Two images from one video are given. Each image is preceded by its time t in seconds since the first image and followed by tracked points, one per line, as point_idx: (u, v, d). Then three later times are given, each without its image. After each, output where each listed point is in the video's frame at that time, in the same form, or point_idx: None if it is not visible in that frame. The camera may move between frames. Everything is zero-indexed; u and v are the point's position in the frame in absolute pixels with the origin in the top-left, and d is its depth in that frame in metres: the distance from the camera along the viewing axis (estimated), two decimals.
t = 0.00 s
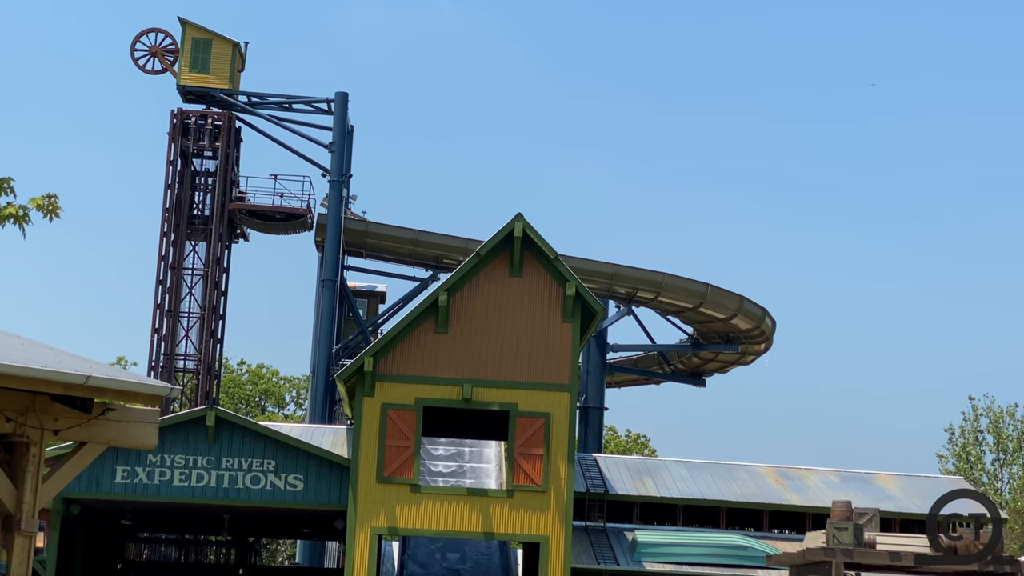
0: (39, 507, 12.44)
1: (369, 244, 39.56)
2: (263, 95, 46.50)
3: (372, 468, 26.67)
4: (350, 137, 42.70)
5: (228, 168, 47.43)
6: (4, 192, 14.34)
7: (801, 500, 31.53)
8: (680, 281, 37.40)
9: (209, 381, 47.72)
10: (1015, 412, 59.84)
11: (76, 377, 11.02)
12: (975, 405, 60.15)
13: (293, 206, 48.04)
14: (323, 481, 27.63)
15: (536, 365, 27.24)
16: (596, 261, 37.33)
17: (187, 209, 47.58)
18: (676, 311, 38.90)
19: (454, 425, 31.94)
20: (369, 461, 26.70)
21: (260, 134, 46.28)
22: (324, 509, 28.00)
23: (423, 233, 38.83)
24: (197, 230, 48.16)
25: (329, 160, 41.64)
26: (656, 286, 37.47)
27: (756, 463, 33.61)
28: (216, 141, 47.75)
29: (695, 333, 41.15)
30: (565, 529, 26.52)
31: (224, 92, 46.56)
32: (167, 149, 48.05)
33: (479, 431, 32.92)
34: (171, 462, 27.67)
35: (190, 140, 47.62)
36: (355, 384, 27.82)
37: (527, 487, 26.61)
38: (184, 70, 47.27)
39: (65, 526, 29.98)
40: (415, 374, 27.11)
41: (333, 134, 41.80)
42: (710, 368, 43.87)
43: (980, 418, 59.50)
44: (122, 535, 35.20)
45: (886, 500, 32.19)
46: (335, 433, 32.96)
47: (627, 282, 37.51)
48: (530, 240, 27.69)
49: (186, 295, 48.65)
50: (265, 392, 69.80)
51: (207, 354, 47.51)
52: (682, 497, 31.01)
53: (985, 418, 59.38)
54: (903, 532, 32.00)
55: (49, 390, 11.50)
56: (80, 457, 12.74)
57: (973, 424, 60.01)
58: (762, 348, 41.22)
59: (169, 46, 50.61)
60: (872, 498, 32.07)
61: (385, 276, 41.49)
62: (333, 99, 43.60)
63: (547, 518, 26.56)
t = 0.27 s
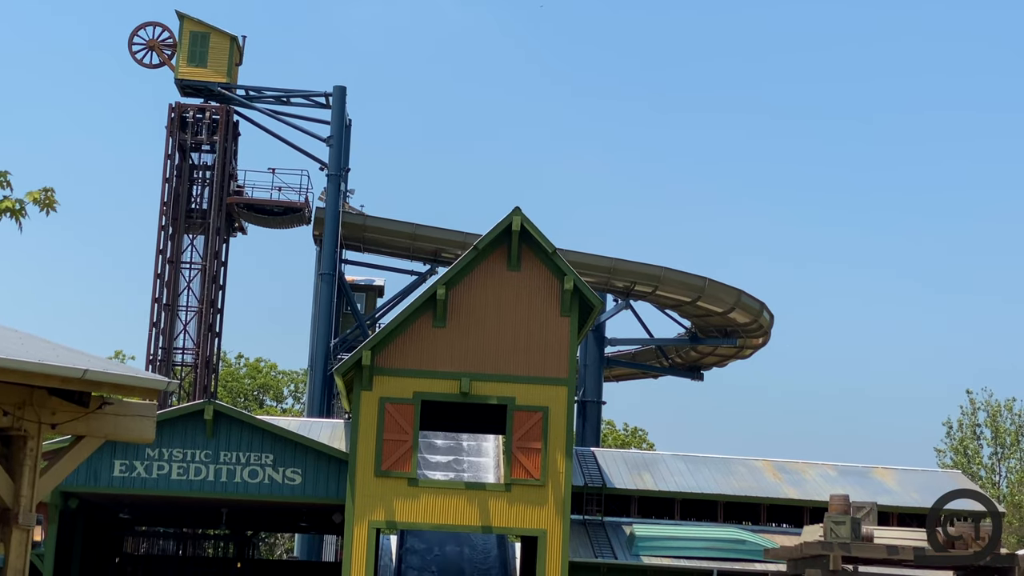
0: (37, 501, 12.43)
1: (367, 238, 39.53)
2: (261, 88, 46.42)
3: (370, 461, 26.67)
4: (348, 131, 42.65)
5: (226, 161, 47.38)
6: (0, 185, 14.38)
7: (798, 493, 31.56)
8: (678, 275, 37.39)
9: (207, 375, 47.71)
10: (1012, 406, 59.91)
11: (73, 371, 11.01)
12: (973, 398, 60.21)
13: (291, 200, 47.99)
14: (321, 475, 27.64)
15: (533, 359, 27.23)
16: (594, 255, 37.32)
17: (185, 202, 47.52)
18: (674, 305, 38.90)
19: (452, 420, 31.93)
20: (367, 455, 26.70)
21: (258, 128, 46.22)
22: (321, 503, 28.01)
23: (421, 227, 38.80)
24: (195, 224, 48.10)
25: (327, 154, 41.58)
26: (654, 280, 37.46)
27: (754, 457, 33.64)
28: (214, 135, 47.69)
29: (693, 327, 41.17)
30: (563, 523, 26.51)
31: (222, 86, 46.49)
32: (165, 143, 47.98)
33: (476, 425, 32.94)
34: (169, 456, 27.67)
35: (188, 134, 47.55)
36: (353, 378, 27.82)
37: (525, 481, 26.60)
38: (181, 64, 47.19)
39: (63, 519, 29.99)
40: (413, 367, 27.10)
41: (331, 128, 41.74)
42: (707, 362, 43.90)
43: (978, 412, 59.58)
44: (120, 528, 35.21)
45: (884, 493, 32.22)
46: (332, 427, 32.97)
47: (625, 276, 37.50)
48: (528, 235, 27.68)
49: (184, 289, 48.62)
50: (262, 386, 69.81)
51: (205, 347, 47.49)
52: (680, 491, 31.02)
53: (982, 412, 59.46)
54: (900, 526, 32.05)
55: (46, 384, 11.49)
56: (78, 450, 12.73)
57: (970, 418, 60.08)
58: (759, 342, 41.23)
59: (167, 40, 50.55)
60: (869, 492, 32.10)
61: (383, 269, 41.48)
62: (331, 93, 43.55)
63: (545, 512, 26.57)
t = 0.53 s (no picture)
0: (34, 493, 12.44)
1: (365, 230, 39.51)
2: (258, 80, 46.35)
3: (368, 453, 26.70)
4: (346, 123, 42.59)
5: (223, 153, 47.32)
6: None
7: (796, 485, 31.58)
8: (676, 267, 37.39)
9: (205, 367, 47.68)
10: (1009, 398, 59.98)
11: (71, 364, 11.00)
12: (970, 390, 60.27)
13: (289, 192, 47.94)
14: (319, 467, 27.64)
15: (531, 350, 27.24)
16: (592, 247, 37.31)
17: (182, 194, 47.47)
18: (671, 297, 38.90)
19: (450, 413, 31.94)
20: (365, 447, 26.71)
21: (256, 120, 46.17)
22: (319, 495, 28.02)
23: (419, 219, 38.77)
24: (192, 216, 48.05)
25: (325, 146, 41.53)
26: (652, 272, 37.46)
27: (752, 449, 33.67)
28: (212, 127, 47.62)
29: (691, 319, 41.18)
30: (560, 515, 26.52)
31: (219, 78, 46.40)
32: (163, 135, 47.91)
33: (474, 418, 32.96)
34: (167, 448, 27.67)
35: (186, 126, 47.47)
36: (351, 370, 27.82)
37: (523, 473, 26.62)
38: (179, 56, 47.10)
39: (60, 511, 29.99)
40: (410, 359, 27.11)
41: (329, 120, 41.68)
42: (705, 354, 43.92)
43: (975, 404, 59.65)
44: (118, 520, 35.21)
45: (881, 485, 32.24)
46: (330, 419, 32.97)
47: (623, 268, 37.49)
48: (525, 227, 27.67)
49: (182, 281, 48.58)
50: (261, 378, 69.80)
51: (203, 339, 47.46)
52: (678, 482, 31.05)
53: (980, 404, 59.53)
54: (898, 517, 32.07)
55: (43, 376, 11.48)
56: (75, 443, 12.74)
57: (968, 410, 60.14)
58: (757, 334, 41.25)
59: (164, 31, 50.49)
60: (867, 484, 32.12)
61: (381, 261, 41.46)
62: (329, 85, 43.48)
63: (543, 504, 26.58)
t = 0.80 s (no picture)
0: (31, 483, 12.45)
1: (363, 219, 39.49)
2: (256, 70, 46.26)
3: (366, 443, 26.72)
4: (344, 113, 42.54)
5: (221, 143, 47.25)
6: None
7: (793, 475, 31.62)
8: (674, 257, 37.39)
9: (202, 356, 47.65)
10: (1007, 388, 60.06)
11: (68, 353, 10.98)
12: (968, 380, 60.34)
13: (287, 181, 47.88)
14: (317, 457, 27.65)
15: (529, 340, 27.24)
16: (590, 237, 37.30)
17: (180, 184, 47.40)
18: (669, 287, 38.91)
19: (447, 403, 31.94)
20: (363, 437, 26.72)
21: (254, 109, 46.10)
22: (317, 484, 28.04)
23: (417, 209, 38.75)
24: (190, 205, 47.99)
25: (323, 136, 41.47)
26: (650, 262, 37.47)
27: (749, 439, 33.71)
28: (210, 117, 47.56)
29: (688, 309, 41.20)
30: (558, 504, 26.53)
31: (217, 67, 46.29)
32: (160, 125, 47.82)
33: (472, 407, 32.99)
34: (165, 437, 27.67)
35: (184, 116, 47.41)
36: (349, 360, 27.81)
37: (520, 463, 26.63)
38: (176, 45, 46.95)
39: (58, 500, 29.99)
40: (408, 349, 27.11)
41: (327, 110, 41.62)
42: (703, 344, 43.94)
43: (973, 394, 59.73)
44: (116, 509, 35.22)
45: (878, 474, 32.27)
46: (328, 409, 32.98)
47: (620, 258, 37.50)
48: (523, 216, 27.66)
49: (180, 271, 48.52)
50: (259, 368, 69.77)
51: (201, 329, 47.42)
52: (675, 472, 31.09)
53: (977, 394, 59.62)
54: (895, 507, 32.12)
55: (41, 366, 11.46)
56: (72, 432, 12.75)
57: (965, 399, 60.23)
58: (755, 324, 41.26)
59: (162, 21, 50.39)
60: (864, 473, 32.16)
61: (379, 251, 41.44)
62: (327, 75, 43.41)
63: (540, 493, 26.59)
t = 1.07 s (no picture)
0: (29, 470, 12.44)
1: (361, 207, 39.43)
2: (254, 57, 46.15)
3: (364, 430, 26.73)
4: (341, 101, 42.45)
5: (219, 130, 47.15)
6: None
7: (791, 462, 31.67)
8: (672, 245, 37.37)
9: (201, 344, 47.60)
10: (1005, 375, 60.12)
11: (66, 341, 10.98)
12: (965, 367, 60.40)
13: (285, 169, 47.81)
14: (316, 444, 27.66)
15: (527, 328, 27.24)
16: (587, 225, 37.29)
17: (178, 171, 47.31)
18: (667, 275, 38.90)
19: (445, 390, 31.95)
20: (361, 424, 26.74)
21: (251, 97, 46.01)
22: (315, 472, 28.07)
23: (415, 197, 38.70)
24: (188, 192, 47.92)
25: (321, 123, 41.39)
26: (648, 250, 37.47)
27: (747, 426, 33.76)
28: (207, 104, 47.47)
29: (686, 296, 41.20)
30: (556, 491, 26.55)
31: (215, 55, 46.17)
32: (158, 112, 47.73)
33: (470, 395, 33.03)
34: (163, 425, 27.69)
35: (181, 103, 47.32)
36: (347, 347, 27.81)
37: (518, 450, 26.66)
38: (174, 33, 46.77)
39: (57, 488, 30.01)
40: (406, 336, 27.10)
41: (324, 97, 41.53)
42: (701, 331, 43.95)
43: (971, 381, 59.78)
44: (115, 497, 35.24)
45: (876, 462, 32.32)
46: (326, 396, 32.99)
47: (618, 246, 37.50)
48: (521, 204, 27.65)
49: (178, 259, 48.47)
50: (257, 356, 69.78)
51: (199, 317, 47.38)
52: (673, 459, 31.13)
53: (975, 381, 59.67)
54: (893, 494, 32.17)
55: (39, 353, 11.46)
56: (70, 420, 12.76)
57: (963, 387, 60.29)
58: (753, 312, 41.28)
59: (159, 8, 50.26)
60: (862, 461, 32.20)
61: (377, 239, 41.39)
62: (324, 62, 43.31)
63: (538, 481, 26.62)
